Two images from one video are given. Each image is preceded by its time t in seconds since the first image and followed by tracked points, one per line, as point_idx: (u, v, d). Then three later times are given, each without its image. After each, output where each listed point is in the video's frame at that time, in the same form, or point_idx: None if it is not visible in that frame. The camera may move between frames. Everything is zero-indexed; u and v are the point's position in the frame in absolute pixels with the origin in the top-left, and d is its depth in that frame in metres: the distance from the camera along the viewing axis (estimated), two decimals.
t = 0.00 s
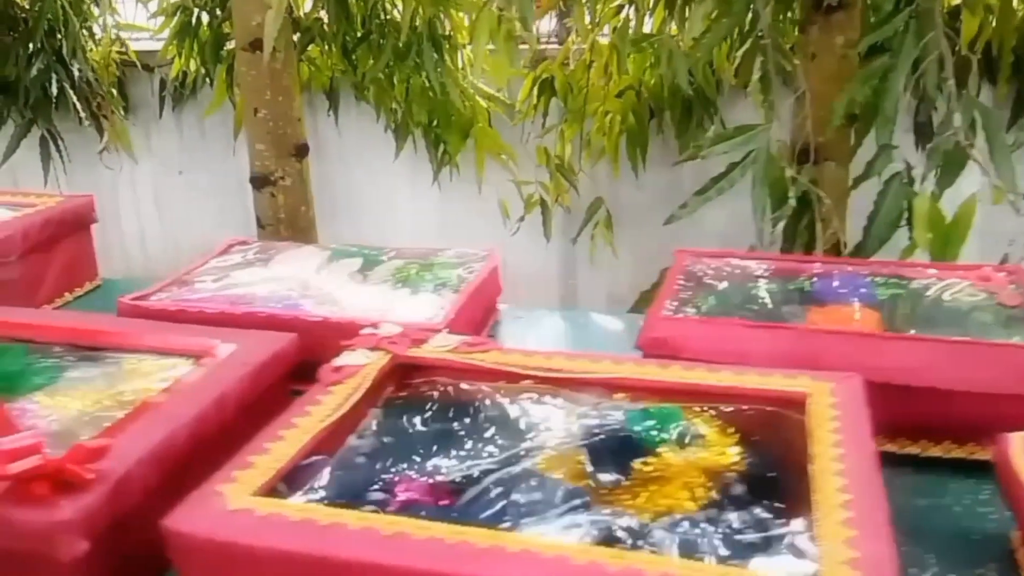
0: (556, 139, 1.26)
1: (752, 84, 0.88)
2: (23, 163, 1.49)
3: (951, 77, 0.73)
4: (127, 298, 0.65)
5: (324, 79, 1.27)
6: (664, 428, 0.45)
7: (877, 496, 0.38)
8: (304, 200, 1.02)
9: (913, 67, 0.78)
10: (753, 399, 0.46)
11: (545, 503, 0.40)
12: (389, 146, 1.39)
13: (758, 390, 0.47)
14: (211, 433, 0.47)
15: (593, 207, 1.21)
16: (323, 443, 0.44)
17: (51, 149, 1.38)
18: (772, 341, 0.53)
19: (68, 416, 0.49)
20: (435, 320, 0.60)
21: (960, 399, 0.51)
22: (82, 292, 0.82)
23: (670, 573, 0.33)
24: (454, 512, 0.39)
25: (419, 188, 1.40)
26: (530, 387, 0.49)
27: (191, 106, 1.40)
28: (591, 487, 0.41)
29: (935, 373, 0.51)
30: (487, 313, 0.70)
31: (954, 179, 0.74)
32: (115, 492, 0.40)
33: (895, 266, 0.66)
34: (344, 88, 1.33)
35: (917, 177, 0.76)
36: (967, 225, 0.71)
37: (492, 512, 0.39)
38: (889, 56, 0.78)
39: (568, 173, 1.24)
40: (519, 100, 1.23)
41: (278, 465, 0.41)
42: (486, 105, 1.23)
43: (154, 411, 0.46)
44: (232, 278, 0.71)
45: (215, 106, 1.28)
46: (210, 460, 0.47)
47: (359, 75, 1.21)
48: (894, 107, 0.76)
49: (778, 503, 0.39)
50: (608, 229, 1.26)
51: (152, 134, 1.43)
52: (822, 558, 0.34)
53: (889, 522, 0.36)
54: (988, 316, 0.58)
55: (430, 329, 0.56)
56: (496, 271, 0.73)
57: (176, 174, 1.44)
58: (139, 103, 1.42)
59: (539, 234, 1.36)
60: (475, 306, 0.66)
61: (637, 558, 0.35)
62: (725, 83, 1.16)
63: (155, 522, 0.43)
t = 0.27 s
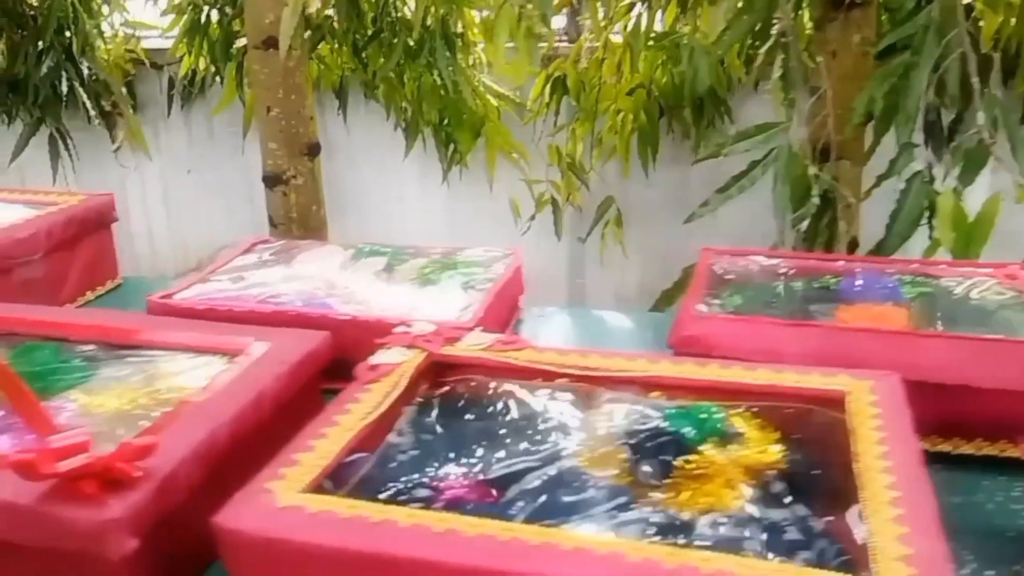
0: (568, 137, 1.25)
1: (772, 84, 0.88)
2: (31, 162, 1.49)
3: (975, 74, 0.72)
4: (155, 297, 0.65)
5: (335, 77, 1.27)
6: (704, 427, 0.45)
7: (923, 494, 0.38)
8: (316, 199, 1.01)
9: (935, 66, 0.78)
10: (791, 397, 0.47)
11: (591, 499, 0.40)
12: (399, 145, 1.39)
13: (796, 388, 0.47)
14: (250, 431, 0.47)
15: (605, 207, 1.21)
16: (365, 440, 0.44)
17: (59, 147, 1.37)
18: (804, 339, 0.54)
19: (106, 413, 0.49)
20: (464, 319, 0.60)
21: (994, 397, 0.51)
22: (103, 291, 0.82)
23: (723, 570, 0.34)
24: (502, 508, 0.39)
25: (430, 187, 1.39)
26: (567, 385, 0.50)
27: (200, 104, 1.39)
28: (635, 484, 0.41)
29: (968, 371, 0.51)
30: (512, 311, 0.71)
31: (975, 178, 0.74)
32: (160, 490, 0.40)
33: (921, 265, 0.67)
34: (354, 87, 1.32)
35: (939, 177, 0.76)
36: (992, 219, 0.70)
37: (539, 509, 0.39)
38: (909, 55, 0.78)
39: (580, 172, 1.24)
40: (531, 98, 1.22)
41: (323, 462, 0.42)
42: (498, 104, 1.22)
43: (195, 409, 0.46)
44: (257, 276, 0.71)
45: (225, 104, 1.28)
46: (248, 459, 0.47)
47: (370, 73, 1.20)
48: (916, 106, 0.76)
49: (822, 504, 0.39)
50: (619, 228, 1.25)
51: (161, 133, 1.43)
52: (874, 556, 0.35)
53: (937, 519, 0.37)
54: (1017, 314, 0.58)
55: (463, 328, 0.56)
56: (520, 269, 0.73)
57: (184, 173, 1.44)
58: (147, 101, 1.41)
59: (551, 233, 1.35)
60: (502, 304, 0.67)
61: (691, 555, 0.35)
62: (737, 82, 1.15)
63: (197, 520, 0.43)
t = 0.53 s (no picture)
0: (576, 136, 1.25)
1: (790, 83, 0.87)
2: (36, 160, 1.48)
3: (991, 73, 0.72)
4: (173, 296, 0.65)
5: (343, 76, 1.26)
6: (729, 425, 0.45)
7: (953, 493, 0.38)
8: (324, 198, 0.97)
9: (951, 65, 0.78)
10: (817, 396, 0.47)
11: (620, 496, 0.40)
12: (407, 144, 1.39)
13: (821, 387, 0.47)
14: (276, 428, 0.47)
15: (614, 204, 1.24)
16: (393, 438, 0.44)
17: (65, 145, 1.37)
18: (826, 339, 0.54)
19: (131, 411, 0.49)
20: (484, 318, 0.60)
21: (1016, 396, 0.51)
22: (117, 289, 0.82)
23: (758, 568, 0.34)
24: (534, 505, 0.40)
25: (437, 186, 1.39)
26: (591, 384, 0.50)
27: (206, 103, 1.39)
28: (663, 482, 0.42)
29: (990, 370, 0.51)
30: (529, 310, 0.71)
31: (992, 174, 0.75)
32: (191, 488, 0.41)
33: (938, 264, 0.67)
34: (361, 85, 1.32)
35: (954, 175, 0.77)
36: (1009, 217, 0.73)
37: (570, 506, 0.40)
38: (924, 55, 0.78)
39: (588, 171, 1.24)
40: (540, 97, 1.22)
41: (353, 459, 0.42)
42: (507, 103, 1.22)
43: (222, 406, 0.46)
44: (274, 275, 0.71)
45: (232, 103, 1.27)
46: (274, 456, 0.47)
47: (378, 72, 1.20)
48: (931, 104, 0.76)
49: (850, 501, 0.39)
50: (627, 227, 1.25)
51: (167, 131, 1.42)
52: (906, 553, 0.35)
53: (967, 517, 0.37)
54: None
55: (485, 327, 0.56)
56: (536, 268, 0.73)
57: (191, 172, 1.44)
58: (153, 100, 1.40)
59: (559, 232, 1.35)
60: (520, 303, 0.67)
61: (725, 553, 0.35)
62: (746, 82, 1.15)
63: (224, 518, 0.43)
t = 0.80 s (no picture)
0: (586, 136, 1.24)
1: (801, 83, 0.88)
2: (43, 158, 1.48)
3: (1007, 71, 0.72)
4: (188, 295, 0.65)
5: (350, 74, 1.25)
6: (750, 425, 0.45)
7: (978, 493, 0.38)
8: (334, 197, 0.95)
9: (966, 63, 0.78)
10: (838, 396, 0.47)
11: (642, 497, 0.40)
12: (415, 143, 1.38)
13: (842, 387, 0.47)
14: (293, 428, 0.47)
15: (623, 205, 1.22)
16: (412, 438, 0.44)
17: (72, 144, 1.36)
18: (845, 338, 0.54)
19: (148, 410, 0.49)
20: (499, 317, 0.60)
21: None
22: (130, 288, 0.82)
23: (784, 568, 0.34)
24: (555, 506, 0.39)
25: (446, 185, 1.39)
26: (610, 384, 0.49)
27: (213, 102, 1.38)
28: (684, 482, 0.41)
29: (1012, 371, 0.51)
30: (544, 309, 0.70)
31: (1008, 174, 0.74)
32: (210, 488, 0.40)
33: (956, 263, 0.66)
34: (369, 84, 1.32)
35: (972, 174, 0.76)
36: None
37: (592, 507, 0.39)
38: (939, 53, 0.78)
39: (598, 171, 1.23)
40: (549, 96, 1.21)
41: (372, 459, 0.42)
42: (516, 102, 1.21)
43: (240, 406, 0.46)
44: (288, 274, 0.71)
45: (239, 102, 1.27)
46: (291, 455, 0.47)
47: (386, 71, 1.19)
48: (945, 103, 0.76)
49: (872, 502, 0.39)
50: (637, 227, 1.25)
51: (174, 130, 1.41)
52: (933, 553, 0.35)
53: (994, 518, 0.37)
54: None
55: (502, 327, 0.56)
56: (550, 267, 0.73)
57: (198, 171, 1.43)
58: (160, 99, 1.40)
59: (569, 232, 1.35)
60: (535, 302, 0.66)
61: (751, 553, 0.35)
62: (756, 80, 1.14)
63: (242, 517, 0.43)
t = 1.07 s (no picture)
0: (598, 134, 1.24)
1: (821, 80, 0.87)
2: (52, 158, 1.48)
3: None
4: (214, 294, 0.66)
5: (360, 73, 1.24)
6: (786, 424, 0.45)
7: (1019, 492, 0.38)
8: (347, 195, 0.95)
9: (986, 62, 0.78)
10: (872, 396, 0.47)
11: (682, 496, 0.40)
12: (425, 142, 1.38)
13: (876, 387, 0.47)
14: (328, 427, 0.47)
15: (634, 204, 1.21)
16: (450, 437, 0.45)
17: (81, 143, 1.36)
18: (874, 339, 0.54)
19: (184, 410, 0.49)
20: (528, 317, 0.60)
21: None
22: (150, 288, 0.82)
23: (833, 567, 0.34)
24: (598, 505, 0.40)
25: (457, 184, 1.39)
26: (644, 383, 0.50)
27: (222, 100, 1.38)
28: (723, 481, 0.41)
29: None
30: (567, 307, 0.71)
31: None
32: (253, 486, 0.41)
33: (979, 262, 0.67)
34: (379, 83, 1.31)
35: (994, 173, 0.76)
36: None
37: (635, 506, 0.40)
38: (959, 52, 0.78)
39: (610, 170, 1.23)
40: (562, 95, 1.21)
41: (413, 459, 0.42)
42: (528, 100, 1.21)
43: (276, 407, 0.46)
44: (311, 273, 0.71)
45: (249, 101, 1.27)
46: (325, 454, 0.47)
47: (396, 69, 1.18)
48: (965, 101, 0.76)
49: (910, 501, 0.39)
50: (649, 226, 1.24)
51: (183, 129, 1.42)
52: (978, 551, 0.35)
53: None
54: None
55: (533, 327, 0.56)
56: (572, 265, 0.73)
57: (207, 170, 1.43)
58: (169, 97, 1.40)
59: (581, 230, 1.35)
60: (560, 301, 0.67)
61: (800, 552, 0.35)
62: (769, 79, 1.14)
63: (281, 514, 0.44)
